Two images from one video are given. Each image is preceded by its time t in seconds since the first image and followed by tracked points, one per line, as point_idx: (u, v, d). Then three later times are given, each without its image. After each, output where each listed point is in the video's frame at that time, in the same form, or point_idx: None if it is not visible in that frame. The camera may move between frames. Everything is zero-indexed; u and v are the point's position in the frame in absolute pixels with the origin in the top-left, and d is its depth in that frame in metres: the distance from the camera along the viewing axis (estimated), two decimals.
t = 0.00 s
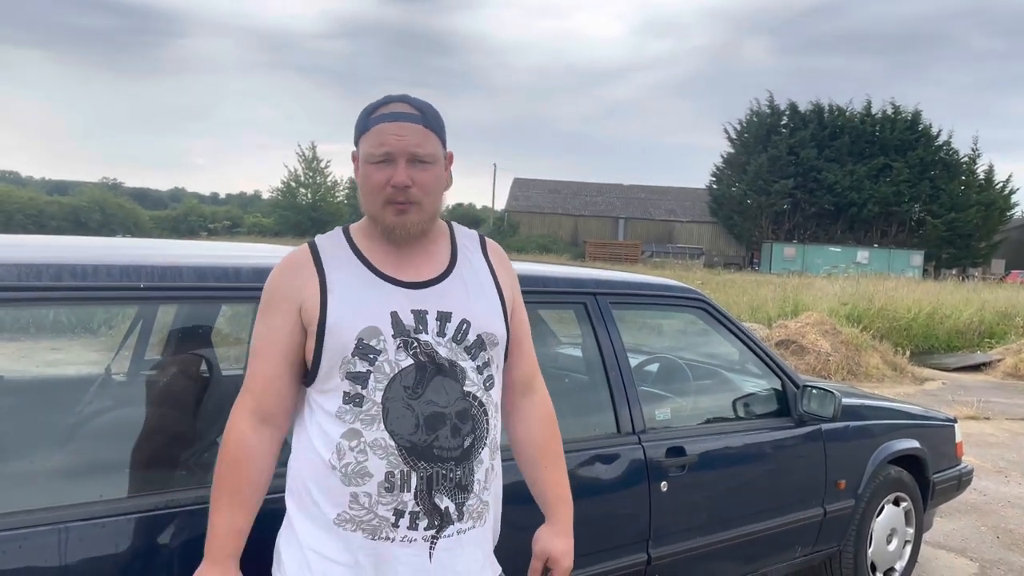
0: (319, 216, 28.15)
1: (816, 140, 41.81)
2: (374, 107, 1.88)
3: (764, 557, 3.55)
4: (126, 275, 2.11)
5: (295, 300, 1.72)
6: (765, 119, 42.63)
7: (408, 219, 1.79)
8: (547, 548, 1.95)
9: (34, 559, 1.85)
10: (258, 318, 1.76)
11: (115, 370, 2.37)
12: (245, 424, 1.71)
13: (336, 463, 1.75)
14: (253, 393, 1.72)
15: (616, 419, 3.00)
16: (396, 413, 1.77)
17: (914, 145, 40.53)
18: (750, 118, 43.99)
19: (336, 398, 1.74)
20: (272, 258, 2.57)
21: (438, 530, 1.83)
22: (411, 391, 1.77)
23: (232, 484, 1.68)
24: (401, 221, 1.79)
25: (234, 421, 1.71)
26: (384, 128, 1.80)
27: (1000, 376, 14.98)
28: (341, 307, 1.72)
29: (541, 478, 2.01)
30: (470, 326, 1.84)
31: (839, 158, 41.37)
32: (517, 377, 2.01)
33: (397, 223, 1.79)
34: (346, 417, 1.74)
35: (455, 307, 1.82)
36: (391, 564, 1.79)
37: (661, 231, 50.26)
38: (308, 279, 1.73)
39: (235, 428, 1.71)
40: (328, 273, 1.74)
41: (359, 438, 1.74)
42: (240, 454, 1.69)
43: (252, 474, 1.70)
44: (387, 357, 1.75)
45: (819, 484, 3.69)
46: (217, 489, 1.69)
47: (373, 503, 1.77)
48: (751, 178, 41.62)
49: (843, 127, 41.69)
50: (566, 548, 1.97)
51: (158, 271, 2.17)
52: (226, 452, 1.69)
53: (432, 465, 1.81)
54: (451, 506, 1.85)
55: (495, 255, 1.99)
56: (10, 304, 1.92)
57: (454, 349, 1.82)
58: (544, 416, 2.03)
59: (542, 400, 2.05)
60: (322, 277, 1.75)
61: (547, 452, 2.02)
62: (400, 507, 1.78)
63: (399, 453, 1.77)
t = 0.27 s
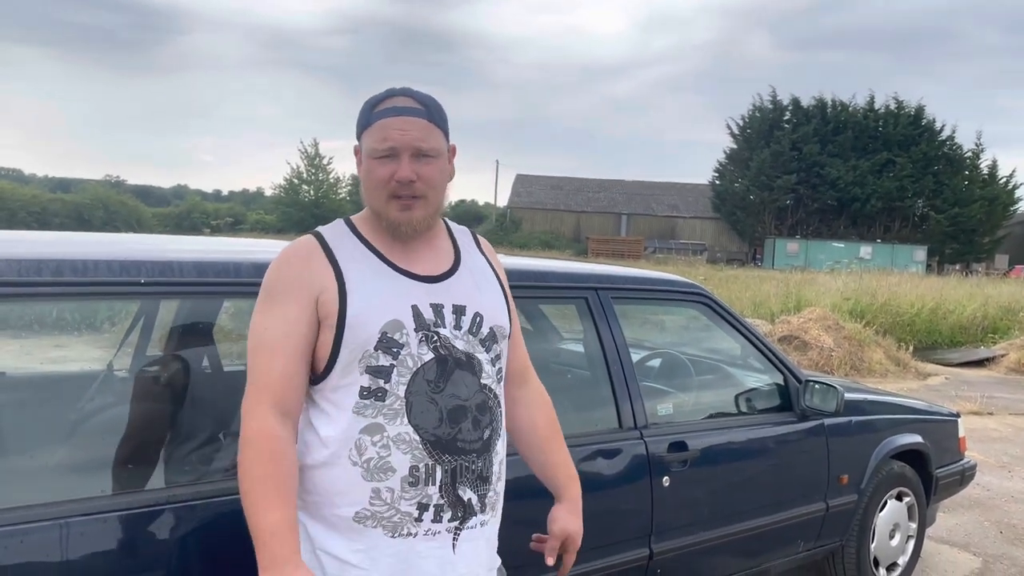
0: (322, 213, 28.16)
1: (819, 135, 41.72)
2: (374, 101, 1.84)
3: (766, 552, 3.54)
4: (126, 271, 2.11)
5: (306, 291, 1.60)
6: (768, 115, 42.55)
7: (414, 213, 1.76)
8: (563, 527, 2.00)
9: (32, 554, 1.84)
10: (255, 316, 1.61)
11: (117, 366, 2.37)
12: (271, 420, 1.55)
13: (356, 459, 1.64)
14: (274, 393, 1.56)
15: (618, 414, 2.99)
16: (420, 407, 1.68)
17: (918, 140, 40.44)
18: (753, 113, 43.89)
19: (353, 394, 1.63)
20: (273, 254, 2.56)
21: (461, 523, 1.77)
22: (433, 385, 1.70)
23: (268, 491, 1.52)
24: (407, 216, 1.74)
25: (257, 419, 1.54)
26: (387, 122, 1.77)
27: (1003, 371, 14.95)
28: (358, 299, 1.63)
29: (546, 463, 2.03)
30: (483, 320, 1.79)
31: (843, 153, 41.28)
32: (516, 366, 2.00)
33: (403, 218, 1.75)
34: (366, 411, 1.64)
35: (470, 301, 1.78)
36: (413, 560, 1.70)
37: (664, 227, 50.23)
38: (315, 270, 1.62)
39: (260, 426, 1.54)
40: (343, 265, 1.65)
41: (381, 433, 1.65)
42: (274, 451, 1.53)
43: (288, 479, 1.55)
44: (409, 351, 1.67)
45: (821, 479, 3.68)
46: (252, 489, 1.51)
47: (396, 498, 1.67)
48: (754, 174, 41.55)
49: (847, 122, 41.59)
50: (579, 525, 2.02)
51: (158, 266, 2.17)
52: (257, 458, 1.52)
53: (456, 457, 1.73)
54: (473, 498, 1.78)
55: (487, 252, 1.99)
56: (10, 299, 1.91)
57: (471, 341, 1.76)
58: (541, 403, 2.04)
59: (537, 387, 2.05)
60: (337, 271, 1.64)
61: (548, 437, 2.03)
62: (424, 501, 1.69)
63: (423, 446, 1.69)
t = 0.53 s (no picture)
0: (327, 209, 28.19)
1: (825, 131, 41.57)
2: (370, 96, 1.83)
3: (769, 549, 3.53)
4: (125, 267, 2.10)
5: (310, 288, 1.56)
6: (773, 110, 42.41)
7: (416, 210, 1.77)
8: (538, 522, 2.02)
9: (30, 552, 1.84)
10: (257, 314, 1.58)
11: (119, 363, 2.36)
12: (273, 425, 1.51)
13: (365, 458, 1.60)
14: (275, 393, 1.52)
15: (619, 411, 2.98)
16: (429, 403, 1.65)
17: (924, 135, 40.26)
18: (759, 109, 43.74)
19: (362, 392, 1.60)
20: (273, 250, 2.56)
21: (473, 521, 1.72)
22: (442, 381, 1.67)
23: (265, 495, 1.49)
24: (410, 213, 1.76)
25: (258, 424, 1.51)
26: (388, 119, 1.77)
27: (1010, 367, 14.89)
28: (365, 295, 1.60)
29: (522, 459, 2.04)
30: (487, 316, 1.80)
31: (849, 149, 41.13)
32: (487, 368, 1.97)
33: (406, 215, 1.76)
34: (375, 410, 1.60)
35: (474, 298, 1.79)
36: (426, 560, 1.65)
37: (669, 223, 50.12)
38: (320, 266, 1.59)
39: (261, 431, 1.51)
40: (349, 262, 1.61)
41: (391, 431, 1.61)
42: (273, 459, 1.50)
43: (287, 481, 1.51)
44: (417, 348, 1.65)
45: (825, 475, 3.66)
46: (248, 497, 1.48)
47: (406, 497, 1.63)
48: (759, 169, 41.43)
49: (853, 117, 41.43)
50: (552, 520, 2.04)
51: (157, 262, 2.17)
52: (255, 460, 1.49)
53: (467, 453, 1.68)
54: (485, 495, 1.74)
55: (483, 249, 2.00)
56: (10, 295, 1.91)
57: (477, 337, 1.76)
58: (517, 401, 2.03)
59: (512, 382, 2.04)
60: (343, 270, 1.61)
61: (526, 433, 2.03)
62: (435, 499, 1.65)
63: (434, 443, 1.64)
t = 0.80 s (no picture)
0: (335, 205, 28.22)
1: (835, 124, 41.31)
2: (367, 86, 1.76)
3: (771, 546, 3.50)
4: (112, 263, 2.09)
5: (296, 287, 1.54)
6: (783, 104, 42.17)
7: (414, 203, 1.70)
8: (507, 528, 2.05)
9: (17, 551, 1.83)
10: (243, 311, 1.56)
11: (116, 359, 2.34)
12: (247, 426, 1.54)
13: (359, 458, 1.59)
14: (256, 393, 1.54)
15: (618, 407, 2.95)
16: (424, 403, 1.64)
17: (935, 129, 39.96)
18: (768, 103, 43.50)
19: (355, 391, 1.58)
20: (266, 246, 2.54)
21: (466, 521, 1.74)
22: (436, 379, 1.66)
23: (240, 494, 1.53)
24: (408, 207, 1.69)
25: (234, 423, 1.53)
26: (385, 110, 1.70)
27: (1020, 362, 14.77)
28: (357, 291, 1.56)
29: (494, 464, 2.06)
30: (482, 312, 1.77)
31: (858, 143, 40.86)
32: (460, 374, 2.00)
33: (403, 209, 1.69)
34: (368, 409, 1.58)
35: (468, 293, 1.76)
36: (421, 559, 1.67)
37: (679, 218, 49.95)
38: (308, 264, 1.56)
39: (235, 431, 1.53)
40: (339, 256, 1.58)
41: (385, 430, 1.60)
42: (244, 459, 1.52)
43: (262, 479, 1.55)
44: (411, 346, 1.62)
45: (828, 472, 3.62)
46: (218, 495, 1.53)
47: (401, 497, 1.63)
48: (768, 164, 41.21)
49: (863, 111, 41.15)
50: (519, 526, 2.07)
51: (145, 257, 2.15)
52: (232, 460, 1.52)
53: (461, 453, 1.71)
54: (477, 494, 1.76)
55: (475, 243, 1.96)
56: None
57: (471, 334, 1.74)
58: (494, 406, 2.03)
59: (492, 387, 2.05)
60: (331, 263, 1.57)
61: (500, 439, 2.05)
62: (429, 499, 1.66)
63: (429, 443, 1.65)
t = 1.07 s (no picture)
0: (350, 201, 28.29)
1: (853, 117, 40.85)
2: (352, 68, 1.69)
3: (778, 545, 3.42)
4: (94, 254, 2.05)
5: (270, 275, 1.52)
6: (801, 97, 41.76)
7: (399, 192, 1.64)
8: (541, 526, 1.98)
9: None
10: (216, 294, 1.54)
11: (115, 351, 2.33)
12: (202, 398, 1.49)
13: (330, 454, 1.55)
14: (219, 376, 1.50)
15: (619, 401, 2.89)
16: (397, 396, 1.60)
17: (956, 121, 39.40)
18: (786, 96, 43.09)
19: (328, 384, 1.55)
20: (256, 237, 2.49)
21: (444, 519, 1.68)
22: (411, 372, 1.62)
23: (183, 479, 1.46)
24: (391, 195, 1.63)
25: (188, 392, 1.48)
26: (371, 93, 1.63)
27: None
28: (327, 283, 1.54)
29: (521, 460, 2.01)
30: (464, 304, 1.70)
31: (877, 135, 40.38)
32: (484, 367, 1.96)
33: (387, 197, 1.62)
34: (340, 402, 1.55)
35: (450, 285, 1.68)
36: (396, 559, 1.62)
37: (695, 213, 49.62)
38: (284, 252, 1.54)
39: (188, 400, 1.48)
40: (311, 245, 1.56)
41: (356, 425, 1.56)
42: (191, 430, 1.47)
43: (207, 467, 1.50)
44: (384, 337, 1.59)
45: (837, 468, 3.54)
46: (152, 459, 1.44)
47: (374, 494, 1.59)
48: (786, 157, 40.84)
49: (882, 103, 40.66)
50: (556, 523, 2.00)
51: (128, 248, 2.12)
52: (177, 426, 1.46)
53: (437, 449, 1.66)
54: (456, 492, 1.70)
55: (471, 235, 1.87)
56: None
57: (450, 327, 1.67)
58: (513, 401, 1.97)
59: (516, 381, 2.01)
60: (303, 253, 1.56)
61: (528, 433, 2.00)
62: (404, 496, 1.61)
63: (402, 438, 1.61)
